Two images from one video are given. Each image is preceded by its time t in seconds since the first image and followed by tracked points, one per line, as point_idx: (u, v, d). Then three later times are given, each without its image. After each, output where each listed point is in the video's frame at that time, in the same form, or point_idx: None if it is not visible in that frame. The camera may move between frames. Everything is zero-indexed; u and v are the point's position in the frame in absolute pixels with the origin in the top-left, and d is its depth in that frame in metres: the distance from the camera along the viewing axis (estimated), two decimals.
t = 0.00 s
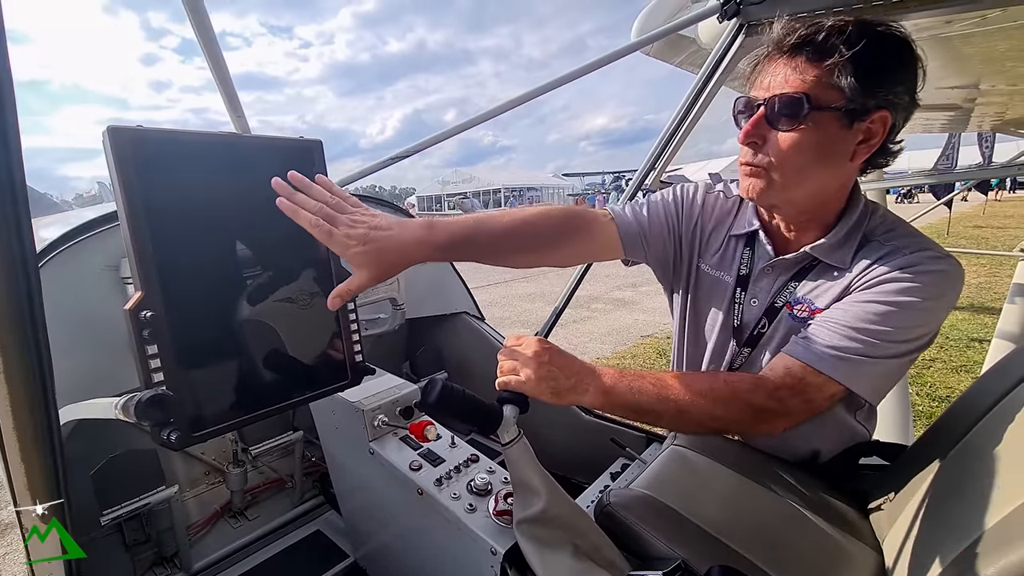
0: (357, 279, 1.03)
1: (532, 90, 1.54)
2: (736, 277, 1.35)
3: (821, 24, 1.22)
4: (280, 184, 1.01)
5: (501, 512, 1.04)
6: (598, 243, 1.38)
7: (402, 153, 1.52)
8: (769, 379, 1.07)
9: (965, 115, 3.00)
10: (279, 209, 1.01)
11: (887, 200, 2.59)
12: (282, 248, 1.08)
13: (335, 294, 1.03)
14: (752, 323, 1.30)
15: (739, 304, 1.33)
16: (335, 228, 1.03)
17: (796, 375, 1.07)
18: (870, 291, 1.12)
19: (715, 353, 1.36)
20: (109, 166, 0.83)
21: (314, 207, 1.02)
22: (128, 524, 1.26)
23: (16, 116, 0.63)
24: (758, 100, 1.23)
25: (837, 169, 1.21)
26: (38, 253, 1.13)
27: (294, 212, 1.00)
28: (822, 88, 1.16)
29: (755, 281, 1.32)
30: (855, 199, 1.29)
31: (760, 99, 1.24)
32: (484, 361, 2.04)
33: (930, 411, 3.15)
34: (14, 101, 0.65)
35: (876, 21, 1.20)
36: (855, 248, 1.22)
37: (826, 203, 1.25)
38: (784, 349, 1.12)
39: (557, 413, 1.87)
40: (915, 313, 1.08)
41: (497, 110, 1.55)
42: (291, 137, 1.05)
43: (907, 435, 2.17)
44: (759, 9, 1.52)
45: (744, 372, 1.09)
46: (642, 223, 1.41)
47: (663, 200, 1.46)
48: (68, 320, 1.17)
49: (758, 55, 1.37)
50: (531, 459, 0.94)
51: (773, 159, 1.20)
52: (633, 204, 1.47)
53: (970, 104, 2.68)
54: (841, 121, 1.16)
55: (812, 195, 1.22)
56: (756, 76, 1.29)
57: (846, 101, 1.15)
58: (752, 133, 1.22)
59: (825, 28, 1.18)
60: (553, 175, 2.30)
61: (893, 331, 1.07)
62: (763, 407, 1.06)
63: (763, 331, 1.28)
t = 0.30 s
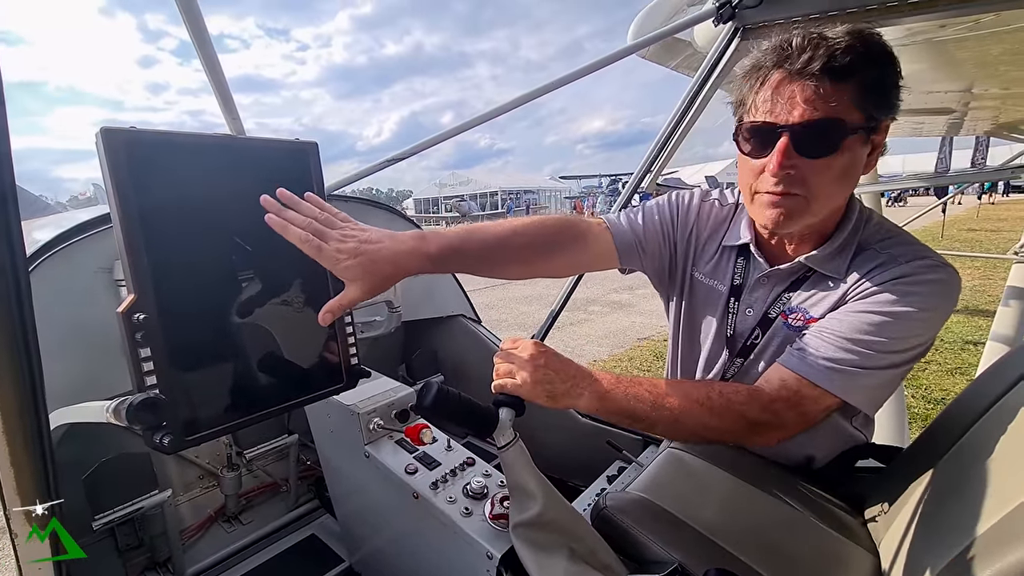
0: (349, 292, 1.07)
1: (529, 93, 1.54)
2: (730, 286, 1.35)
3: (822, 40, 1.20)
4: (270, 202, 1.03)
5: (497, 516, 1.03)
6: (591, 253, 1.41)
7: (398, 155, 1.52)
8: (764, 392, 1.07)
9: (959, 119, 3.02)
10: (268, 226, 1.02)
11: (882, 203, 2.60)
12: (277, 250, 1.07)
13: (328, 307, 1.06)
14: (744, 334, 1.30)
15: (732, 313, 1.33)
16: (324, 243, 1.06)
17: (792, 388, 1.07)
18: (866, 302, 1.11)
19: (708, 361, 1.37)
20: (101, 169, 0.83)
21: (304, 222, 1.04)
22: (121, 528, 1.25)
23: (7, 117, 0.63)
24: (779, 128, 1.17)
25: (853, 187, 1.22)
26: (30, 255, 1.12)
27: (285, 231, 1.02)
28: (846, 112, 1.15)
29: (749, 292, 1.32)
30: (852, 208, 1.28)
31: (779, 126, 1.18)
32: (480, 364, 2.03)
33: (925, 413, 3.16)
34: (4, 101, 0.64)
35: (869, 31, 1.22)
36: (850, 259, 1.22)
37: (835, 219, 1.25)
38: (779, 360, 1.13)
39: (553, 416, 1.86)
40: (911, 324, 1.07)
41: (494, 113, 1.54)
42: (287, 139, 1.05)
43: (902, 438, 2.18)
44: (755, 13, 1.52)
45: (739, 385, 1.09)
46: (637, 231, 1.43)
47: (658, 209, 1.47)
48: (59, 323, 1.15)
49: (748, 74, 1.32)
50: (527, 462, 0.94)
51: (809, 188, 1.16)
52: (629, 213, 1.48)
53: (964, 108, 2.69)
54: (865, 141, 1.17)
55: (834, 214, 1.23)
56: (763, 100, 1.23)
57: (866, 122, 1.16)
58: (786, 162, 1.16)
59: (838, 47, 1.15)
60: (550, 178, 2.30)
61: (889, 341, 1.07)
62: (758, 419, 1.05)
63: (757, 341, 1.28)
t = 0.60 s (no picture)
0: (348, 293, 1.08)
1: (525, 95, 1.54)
2: (726, 285, 1.36)
3: (813, 35, 1.22)
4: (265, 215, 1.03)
5: (493, 518, 1.03)
6: (586, 254, 1.42)
7: (394, 156, 1.52)
8: (760, 392, 1.07)
9: (952, 123, 3.04)
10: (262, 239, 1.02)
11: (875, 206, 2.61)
12: (273, 253, 1.07)
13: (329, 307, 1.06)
14: (737, 332, 1.31)
15: (727, 312, 1.34)
16: (320, 245, 1.07)
17: (787, 388, 1.07)
18: (861, 302, 1.12)
19: (703, 360, 1.37)
20: (97, 171, 0.82)
21: (298, 227, 1.05)
22: (114, 532, 1.22)
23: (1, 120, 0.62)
24: (755, 112, 1.22)
25: (831, 183, 1.23)
26: (23, 255, 1.12)
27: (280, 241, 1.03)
28: (822, 102, 1.17)
29: (743, 290, 1.33)
30: (844, 208, 1.30)
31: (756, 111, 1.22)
32: (477, 365, 2.03)
33: (919, 415, 3.17)
34: None
35: (868, 34, 1.22)
36: (844, 258, 1.23)
37: (819, 215, 1.27)
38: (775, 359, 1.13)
39: (550, 417, 1.86)
40: (906, 324, 1.09)
41: (491, 115, 1.55)
42: (285, 141, 1.05)
43: (896, 440, 2.19)
44: (750, 17, 1.52)
45: (735, 386, 1.09)
46: (631, 232, 1.43)
47: (652, 211, 1.47)
48: (52, 325, 1.15)
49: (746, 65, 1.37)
50: (523, 463, 0.94)
51: (773, 172, 1.20)
52: (622, 215, 1.48)
53: (957, 111, 2.71)
54: (840, 136, 1.18)
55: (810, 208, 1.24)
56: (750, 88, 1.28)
57: (842, 117, 1.17)
58: (751, 144, 1.21)
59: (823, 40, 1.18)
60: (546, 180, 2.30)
61: (884, 341, 1.08)
62: (754, 420, 1.06)
63: (751, 340, 1.29)
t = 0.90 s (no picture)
0: (308, 220, 1.03)
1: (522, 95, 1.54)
2: (712, 285, 1.36)
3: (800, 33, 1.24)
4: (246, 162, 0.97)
5: (491, 519, 1.02)
6: (563, 244, 1.42)
7: (393, 156, 1.51)
8: (756, 403, 1.09)
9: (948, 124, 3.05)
10: (238, 167, 0.96)
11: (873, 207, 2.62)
12: (272, 254, 1.07)
13: (274, 221, 1.00)
14: (726, 333, 1.31)
15: (714, 312, 1.34)
16: (307, 179, 1.02)
17: (780, 400, 1.10)
18: (847, 307, 1.13)
19: (693, 361, 1.37)
20: (93, 172, 0.81)
21: (291, 155, 1.02)
22: (109, 533, 1.22)
23: None
24: (735, 104, 1.25)
25: (808, 179, 1.23)
26: (19, 255, 1.11)
27: (262, 167, 0.97)
28: (796, 97, 1.17)
29: (728, 290, 1.33)
30: (828, 209, 1.30)
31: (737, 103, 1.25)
32: (475, 366, 2.03)
33: (916, 415, 3.17)
34: None
35: (857, 36, 1.22)
36: (830, 260, 1.23)
37: (801, 213, 1.27)
38: (765, 369, 1.14)
39: (548, 418, 1.86)
40: (888, 328, 1.10)
41: (487, 116, 1.54)
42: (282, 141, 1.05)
43: (894, 440, 2.19)
44: (749, 17, 1.53)
45: (732, 395, 1.11)
46: (609, 226, 1.44)
47: (632, 207, 1.48)
48: (48, 325, 1.14)
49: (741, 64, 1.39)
50: (523, 464, 0.93)
51: (745, 163, 1.22)
52: (601, 208, 1.49)
53: (953, 113, 2.72)
54: (812, 130, 1.18)
55: (787, 202, 1.24)
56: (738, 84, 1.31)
57: (817, 111, 1.17)
58: (725, 134, 1.25)
59: (802, 37, 1.20)
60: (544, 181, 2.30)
61: (867, 346, 1.09)
62: (750, 430, 1.08)
63: (740, 341, 1.28)
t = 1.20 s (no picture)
0: (260, 215, 0.90)
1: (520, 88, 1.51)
2: (683, 291, 1.34)
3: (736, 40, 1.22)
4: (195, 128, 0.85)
5: (489, 517, 1.01)
6: (531, 244, 1.40)
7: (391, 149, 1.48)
8: (753, 412, 1.07)
9: (947, 120, 3.03)
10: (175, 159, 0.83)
11: (872, 203, 2.61)
12: (265, 248, 1.05)
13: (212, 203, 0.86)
14: (702, 341, 1.29)
15: (686, 319, 1.32)
16: (262, 173, 0.90)
17: (774, 409, 1.08)
18: (816, 302, 1.12)
19: (675, 366, 1.35)
20: (79, 163, 0.79)
21: (248, 142, 0.88)
22: (101, 532, 1.19)
23: None
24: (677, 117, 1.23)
25: (757, 187, 1.21)
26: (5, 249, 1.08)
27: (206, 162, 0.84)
28: (735, 107, 1.16)
29: (697, 296, 1.31)
30: (784, 212, 1.28)
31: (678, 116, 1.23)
32: (472, 364, 2.01)
33: (914, 412, 3.17)
34: None
35: (793, 38, 1.20)
36: (793, 260, 1.21)
37: (754, 220, 1.25)
38: (751, 379, 1.12)
39: (545, 416, 1.85)
40: (856, 320, 1.09)
41: (482, 110, 1.52)
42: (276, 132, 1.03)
43: (892, 437, 2.18)
44: (749, 8, 1.49)
45: (730, 403, 1.09)
46: (578, 227, 1.42)
47: (601, 210, 1.46)
48: (35, 322, 1.12)
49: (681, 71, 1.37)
50: (520, 461, 0.92)
51: (692, 174, 1.20)
52: (571, 209, 1.47)
53: (952, 109, 2.70)
54: (754, 139, 1.16)
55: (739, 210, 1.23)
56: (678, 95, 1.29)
57: (757, 120, 1.15)
58: (671, 147, 1.23)
59: (737, 44, 1.18)
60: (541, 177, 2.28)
61: (840, 341, 1.08)
62: (746, 440, 1.07)
63: (717, 347, 1.27)
